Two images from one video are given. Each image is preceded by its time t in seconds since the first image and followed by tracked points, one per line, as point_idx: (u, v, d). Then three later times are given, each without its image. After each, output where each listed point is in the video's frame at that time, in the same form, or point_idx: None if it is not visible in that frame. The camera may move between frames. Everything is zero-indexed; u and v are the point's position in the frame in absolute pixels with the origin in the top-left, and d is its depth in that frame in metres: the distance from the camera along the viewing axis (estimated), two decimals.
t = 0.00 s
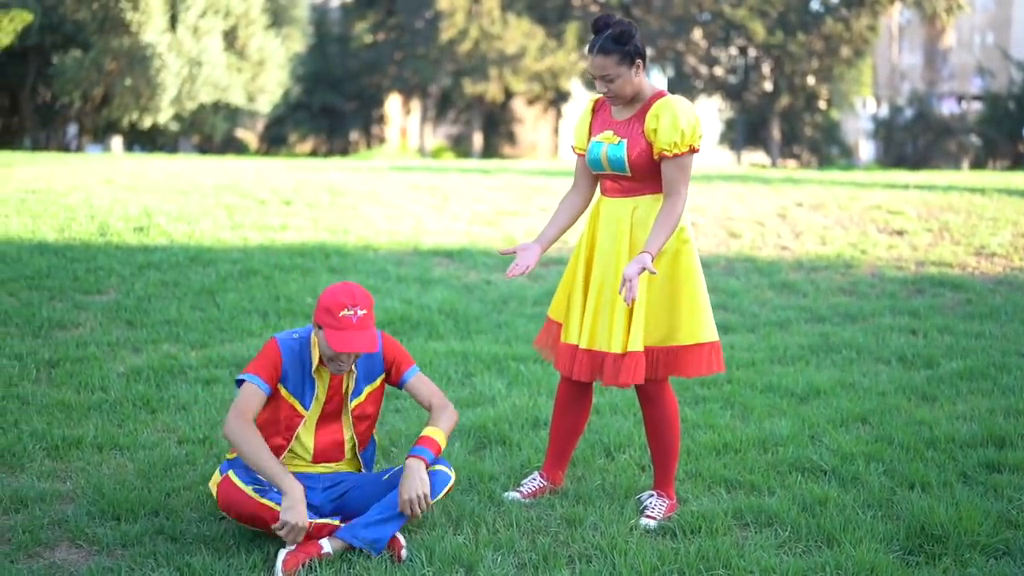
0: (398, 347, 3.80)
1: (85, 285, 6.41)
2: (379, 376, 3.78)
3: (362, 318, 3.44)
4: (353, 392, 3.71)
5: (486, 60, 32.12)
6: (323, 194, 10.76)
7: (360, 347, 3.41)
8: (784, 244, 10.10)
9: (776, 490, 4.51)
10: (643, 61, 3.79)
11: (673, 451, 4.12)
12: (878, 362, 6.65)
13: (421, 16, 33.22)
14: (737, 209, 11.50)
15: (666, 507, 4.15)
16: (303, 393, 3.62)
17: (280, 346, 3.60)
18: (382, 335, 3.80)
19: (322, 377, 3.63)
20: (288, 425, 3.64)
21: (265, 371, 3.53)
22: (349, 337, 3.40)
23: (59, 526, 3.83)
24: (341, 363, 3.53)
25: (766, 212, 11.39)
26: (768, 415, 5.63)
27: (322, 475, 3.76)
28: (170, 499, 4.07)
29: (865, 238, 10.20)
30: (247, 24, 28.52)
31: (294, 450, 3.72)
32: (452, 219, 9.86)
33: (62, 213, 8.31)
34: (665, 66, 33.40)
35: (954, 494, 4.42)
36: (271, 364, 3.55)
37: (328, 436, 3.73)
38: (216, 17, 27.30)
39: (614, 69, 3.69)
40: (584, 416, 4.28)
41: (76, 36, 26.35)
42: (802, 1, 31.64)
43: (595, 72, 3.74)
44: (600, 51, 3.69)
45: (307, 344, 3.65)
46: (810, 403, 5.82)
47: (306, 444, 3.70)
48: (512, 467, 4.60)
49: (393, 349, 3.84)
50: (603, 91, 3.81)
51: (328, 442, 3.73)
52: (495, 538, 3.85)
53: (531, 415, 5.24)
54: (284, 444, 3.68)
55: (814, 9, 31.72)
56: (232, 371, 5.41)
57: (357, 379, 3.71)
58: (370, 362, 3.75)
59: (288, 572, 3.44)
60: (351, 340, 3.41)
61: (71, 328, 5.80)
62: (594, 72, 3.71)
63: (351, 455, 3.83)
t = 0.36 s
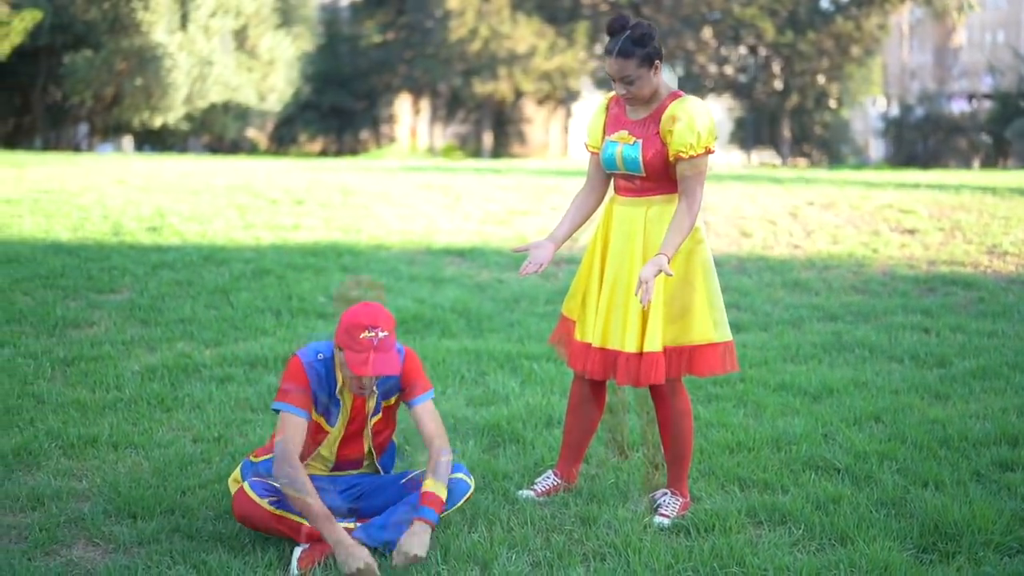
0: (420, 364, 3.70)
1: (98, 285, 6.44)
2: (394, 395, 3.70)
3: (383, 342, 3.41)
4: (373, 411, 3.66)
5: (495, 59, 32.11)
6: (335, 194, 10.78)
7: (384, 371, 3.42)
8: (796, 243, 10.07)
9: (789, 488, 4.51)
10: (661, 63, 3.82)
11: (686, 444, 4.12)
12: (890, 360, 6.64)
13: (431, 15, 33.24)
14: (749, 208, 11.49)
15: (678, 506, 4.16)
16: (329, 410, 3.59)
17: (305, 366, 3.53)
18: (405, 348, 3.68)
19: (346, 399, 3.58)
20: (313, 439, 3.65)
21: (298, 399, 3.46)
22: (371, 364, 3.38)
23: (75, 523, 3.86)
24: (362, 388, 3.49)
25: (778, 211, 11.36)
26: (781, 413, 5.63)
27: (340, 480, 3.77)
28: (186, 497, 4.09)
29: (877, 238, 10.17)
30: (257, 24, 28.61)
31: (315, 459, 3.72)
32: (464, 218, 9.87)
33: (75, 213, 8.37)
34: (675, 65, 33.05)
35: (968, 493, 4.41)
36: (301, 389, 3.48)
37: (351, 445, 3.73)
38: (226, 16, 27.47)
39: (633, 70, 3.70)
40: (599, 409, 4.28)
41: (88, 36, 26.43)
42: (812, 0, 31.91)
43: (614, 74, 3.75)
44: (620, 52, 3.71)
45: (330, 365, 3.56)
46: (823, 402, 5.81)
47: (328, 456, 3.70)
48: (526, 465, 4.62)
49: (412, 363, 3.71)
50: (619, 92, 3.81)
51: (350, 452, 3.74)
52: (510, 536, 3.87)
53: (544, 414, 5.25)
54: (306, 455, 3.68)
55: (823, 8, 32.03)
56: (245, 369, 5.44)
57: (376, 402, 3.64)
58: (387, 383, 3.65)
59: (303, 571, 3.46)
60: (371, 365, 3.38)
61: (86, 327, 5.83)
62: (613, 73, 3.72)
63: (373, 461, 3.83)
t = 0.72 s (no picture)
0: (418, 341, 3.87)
1: (109, 284, 6.47)
2: (389, 363, 3.80)
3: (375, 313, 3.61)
4: (366, 375, 3.75)
5: (491, 60, 32.44)
6: (345, 193, 10.82)
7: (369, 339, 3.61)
8: (804, 242, 10.04)
9: (799, 486, 4.51)
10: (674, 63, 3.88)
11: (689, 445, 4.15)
12: (900, 358, 6.64)
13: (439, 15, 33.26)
14: (758, 207, 11.46)
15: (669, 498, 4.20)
16: (327, 374, 3.74)
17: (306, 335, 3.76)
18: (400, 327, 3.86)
19: (338, 359, 3.73)
20: (314, 406, 3.74)
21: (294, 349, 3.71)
22: (358, 328, 3.59)
23: (88, 520, 3.86)
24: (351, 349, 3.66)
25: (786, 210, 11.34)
26: (791, 409, 5.65)
27: (347, 471, 3.81)
28: (199, 495, 4.09)
29: (885, 236, 10.14)
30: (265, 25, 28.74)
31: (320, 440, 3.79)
32: (472, 217, 9.88)
33: (84, 213, 8.42)
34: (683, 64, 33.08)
35: (979, 490, 4.40)
36: (297, 343, 3.73)
37: (349, 424, 3.78)
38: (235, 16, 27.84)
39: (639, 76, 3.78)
40: (606, 414, 4.34)
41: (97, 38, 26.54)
42: None
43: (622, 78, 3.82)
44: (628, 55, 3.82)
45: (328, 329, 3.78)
46: (832, 399, 5.82)
47: (331, 427, 3.76)
48: (537, 461, 4.65)
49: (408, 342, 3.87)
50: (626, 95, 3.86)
51: (350, 428, 3.78)
52: (521, 533, 3.89)
53: (553, 410, 5.28)
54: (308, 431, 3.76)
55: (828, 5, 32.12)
56: (255, 366, 5.47)
57: (369, 364, 3.75)
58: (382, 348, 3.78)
59: (315, 566, 3.52)
60: (361, 328, 3.59)
61: (97, 325, 5.88)
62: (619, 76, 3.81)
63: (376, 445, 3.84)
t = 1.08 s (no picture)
0: (411, 345, 4.21)
1: (116, 284, 6.79)
2: (389, 367, 4.17)
3: (356, 271, 3.95)
4: (369, 378, 4.14)
5: (485, 61, 32.10)
6: (335, 194, 11.24)
7: (363, 295, 3.94)
8: (775, 244, 10.48)
9: (764, 470, 5.01)
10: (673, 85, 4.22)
11: (675, 439, 4.43)
12: (861, 353, 7.11)
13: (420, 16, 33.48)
14: (731, 209, 11.93)
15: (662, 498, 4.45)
16: (333, 377, 4.08)
17: (307, 341, 4.08)
18: (398, 332, 4.24)
19: (344, 362, 4.10)
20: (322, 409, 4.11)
21: (299, 364, 4.01)
22: (344, 287, 3.93)
23: (112, 500, 4.23)
24: (354, 333, 4.02)
25: (759, 212, 11.80)
26: (758, 402, 6.13)
27: (351, 457, 4.23)
28: (212, 477, 4.48)
29: (853, 238, 10.62)
30: (250, 27, 28.66)
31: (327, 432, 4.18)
32: (460, 219, 10.31)
33: (88, 214, 8.75)
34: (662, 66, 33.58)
35: (928, 473, 4.87)
36: (302, 357, 4.04)
37: (354, 420, 4.17)
38: (219, 21, 27.17)
39: (649, 95, 4.10)
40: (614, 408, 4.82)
41: (81, 39, 26.60)
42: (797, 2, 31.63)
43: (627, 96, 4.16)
44: (638, 77, 4.09)
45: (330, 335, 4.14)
46: (797, 391, 6.29)
47: (336, 426, 4.15)
48: (524, 448, 5.08)
49: (407, 349, 4.21)
50: (635, 109, 4.19)
51: (356, 427, 4.18)
52: (509, 512, 4.33)
53: (538, 402, 5.70)
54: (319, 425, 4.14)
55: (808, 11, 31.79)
56: (259, 363, 5.83)
57: (371, 366, 4.13)
58: (383, 351, 4.17)
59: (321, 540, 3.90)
60: (349, 285, 3.93)
61: (106, 323, 6.20)
62: (631, 97, 4.11)
63: (376, 439, 4.25)
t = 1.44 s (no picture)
0: (408, 331, 4.19)
1: (125, 283, 6.80)
2: (392, 356, 4.17)
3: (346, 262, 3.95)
4: (371, 369, 4.11)
5: (493, 60, 32.21)
6: (345, 194, 11.23)
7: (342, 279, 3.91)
8: (784, 243, 10.45)
9: (773, 469, 5.00)
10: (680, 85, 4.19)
11: (682, 437, 4.43)
12: (871, 352, 7.09)
13: (428, 16, 33.47)
14: (740, 208, 11.88)
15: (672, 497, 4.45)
16: (332, 368, 4.04)
17: (303, 334, 4.05)
18: (396, 321, 4.22)
19: (342, 353, 4.08)
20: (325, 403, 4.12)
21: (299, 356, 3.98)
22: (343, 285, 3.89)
23: (122, 499, 4.24)
24: (354, 329, 4.01)
25: (767, 212, 11.76)
26: (768, 401, 6.13)
27: (360, 455, 4.23)
28: (222, 476, 4.48)
29: (862, 237, 10.58)
30: (259, 27, 28.60)
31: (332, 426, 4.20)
32: (468, 219, 10.28)
33: (97, 213, 8.76)
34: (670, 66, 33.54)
35: (938, 472, 4.85)
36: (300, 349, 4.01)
37: (359, 413, 4.20)
38: (227, 19, 27.26)
39: (657, 91, 4.08)
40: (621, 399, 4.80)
41: (90, 39, 26.64)
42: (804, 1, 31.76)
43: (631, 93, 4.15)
44: (645, 73, 4.09)
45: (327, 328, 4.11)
46: (807, 390, 6.28)
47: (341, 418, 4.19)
48: (534, 446, 5.07)
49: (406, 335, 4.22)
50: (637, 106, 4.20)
51: (361, 419, 4.20)
52: (520, 511, 4.32)
53: (547, 401, 5.69)
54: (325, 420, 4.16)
55: (816, 10, 31.81)
56: (268, 362, 5.84)
57: (372, 357, 4.12)
58: (383, 342, 4.16)
59: (332, 538, 3.92)
60: (349, 283, 3.89)
61: (115, 322, 6.21)
62: (638, 93, 4.09)
63: (383, 433, 4.27)
